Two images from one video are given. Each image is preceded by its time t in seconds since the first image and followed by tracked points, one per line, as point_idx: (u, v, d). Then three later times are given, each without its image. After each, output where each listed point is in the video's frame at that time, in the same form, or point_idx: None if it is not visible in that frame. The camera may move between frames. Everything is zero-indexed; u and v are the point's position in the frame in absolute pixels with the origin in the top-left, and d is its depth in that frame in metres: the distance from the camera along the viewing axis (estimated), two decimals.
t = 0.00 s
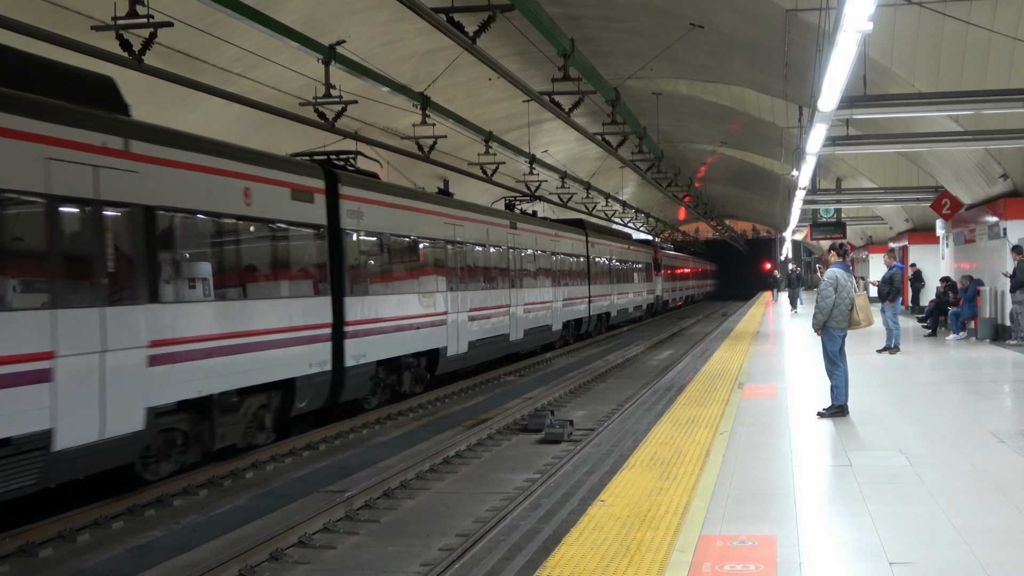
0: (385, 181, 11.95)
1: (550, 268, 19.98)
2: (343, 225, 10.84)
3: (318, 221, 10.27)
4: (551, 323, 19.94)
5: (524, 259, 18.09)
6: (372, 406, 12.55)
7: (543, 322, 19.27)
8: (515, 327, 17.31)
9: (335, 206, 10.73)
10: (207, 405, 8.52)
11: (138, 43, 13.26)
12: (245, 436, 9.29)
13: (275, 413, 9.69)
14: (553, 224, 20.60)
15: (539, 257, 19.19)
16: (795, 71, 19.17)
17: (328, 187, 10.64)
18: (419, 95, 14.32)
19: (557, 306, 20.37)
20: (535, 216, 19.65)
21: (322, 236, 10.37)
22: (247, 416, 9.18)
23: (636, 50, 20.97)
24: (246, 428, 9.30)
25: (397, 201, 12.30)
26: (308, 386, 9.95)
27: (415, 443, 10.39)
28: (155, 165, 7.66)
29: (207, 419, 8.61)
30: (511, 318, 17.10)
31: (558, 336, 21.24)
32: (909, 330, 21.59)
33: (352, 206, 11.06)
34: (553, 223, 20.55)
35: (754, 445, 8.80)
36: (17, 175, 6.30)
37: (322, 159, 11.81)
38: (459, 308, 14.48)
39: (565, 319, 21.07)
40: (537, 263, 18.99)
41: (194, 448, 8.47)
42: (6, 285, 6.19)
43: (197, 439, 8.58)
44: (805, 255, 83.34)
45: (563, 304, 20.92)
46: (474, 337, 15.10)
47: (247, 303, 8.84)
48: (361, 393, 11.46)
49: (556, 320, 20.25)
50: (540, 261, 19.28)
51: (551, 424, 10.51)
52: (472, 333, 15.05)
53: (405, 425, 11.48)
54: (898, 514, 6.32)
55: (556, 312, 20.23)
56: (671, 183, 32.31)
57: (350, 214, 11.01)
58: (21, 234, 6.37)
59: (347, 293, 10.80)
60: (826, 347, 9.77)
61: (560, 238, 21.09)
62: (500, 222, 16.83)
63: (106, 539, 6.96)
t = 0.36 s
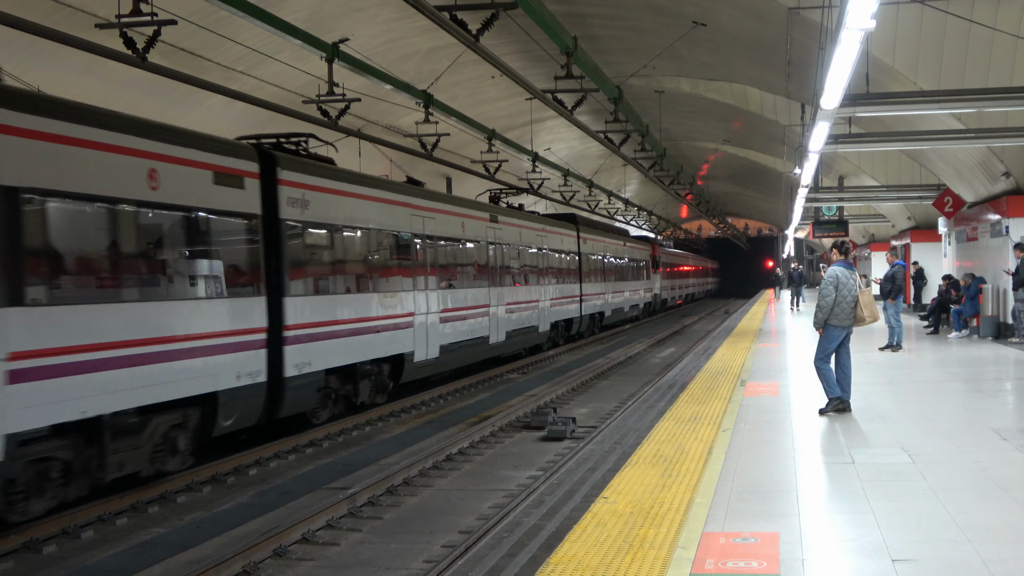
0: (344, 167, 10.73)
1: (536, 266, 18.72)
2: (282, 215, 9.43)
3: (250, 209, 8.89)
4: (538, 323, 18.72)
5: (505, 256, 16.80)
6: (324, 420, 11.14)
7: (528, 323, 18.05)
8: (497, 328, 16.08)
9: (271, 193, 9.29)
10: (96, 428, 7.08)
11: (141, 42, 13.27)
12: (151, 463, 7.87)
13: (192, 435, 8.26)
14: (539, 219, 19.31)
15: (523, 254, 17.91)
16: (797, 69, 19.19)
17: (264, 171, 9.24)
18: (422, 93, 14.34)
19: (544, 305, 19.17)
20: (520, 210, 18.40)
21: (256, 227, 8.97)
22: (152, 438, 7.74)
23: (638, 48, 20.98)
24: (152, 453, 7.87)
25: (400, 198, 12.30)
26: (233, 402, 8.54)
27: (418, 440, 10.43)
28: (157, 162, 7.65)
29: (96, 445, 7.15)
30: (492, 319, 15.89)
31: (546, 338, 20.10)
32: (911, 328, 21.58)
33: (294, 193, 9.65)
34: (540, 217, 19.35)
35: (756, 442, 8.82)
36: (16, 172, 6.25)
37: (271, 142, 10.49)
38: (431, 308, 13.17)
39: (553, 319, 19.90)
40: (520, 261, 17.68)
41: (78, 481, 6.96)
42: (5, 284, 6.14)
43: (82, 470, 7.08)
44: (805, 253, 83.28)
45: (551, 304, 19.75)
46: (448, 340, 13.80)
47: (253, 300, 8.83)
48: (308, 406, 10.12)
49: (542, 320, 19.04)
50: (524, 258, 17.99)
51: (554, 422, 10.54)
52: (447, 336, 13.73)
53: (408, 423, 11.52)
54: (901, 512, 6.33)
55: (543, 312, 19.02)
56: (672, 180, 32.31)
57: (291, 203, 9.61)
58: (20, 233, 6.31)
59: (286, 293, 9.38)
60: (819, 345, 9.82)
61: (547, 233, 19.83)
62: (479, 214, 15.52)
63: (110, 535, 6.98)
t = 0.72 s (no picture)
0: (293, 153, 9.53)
1: (519, 264, 17.41)
2: (201, 204, 8.11)
3: (160, 197, 7.61)
4: (522, 325, 17.46)
5: (483, 254, 15.51)
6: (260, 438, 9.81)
7: (512, 325, 16.81)
8: (474, 331, 14.82)
9: (188, 177, 7.98)
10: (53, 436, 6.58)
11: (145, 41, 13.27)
12: (21, 500, 6.54)
13: (78, 465, 6.94)
14: (523, 213, 17.98)
15: (505, 252, 16.62)
16: (800, 67, 19.18)
17: (181, 153, 7.93)
18: (425, 91, 14.34)
19: (529, 306, 17.91)
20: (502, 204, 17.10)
21: (167, 218, 7.69)
22: (22, 470, 6.47)
23: (641, 46, 20.97)
24: (23, 488, 6.54)
25: (400, 196, 12.24)
26: (134, 424, 7.25)
27: (420, 439, 10.43)
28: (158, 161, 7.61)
29: None
30: (469, 321, 14.61)
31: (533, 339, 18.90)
32: (914, 327, 21.55)
33: (218, 178, 8.31)
34: (524, 212, 18.05)
35: (758, 441, 8.82)
36: (22, 171, 6.30)
37: (204, 124, 9.25)
38: (395, 309, 11.86)
39: (540, 320, 18.65)
40: (500, 259, 16.34)
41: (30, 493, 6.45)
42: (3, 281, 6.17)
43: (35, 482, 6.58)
44: (807, 251, 83.22)
45: (537, 304, 18.50)
46: (416, 346, 12.50)
47: (252, 299, 8.76)
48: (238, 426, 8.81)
49: (528, 322, 17.79)
50: (506, 255, 16.69)
51: (556, 420, 10.55)
52: (413, 342, 12.40)
53: (410, 421, 11.52)
54: (903, 511, 6.32)
55: (528, 313, 17.76)
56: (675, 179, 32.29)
57: (216, 190, 8.30)
58: (19, 231, 6.32)
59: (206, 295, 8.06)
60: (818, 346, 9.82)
61: (533, 229, 18.54)
62: (453, 207, 14.22)
63: (112, 533, 6.99)
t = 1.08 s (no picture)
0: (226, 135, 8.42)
1: (495, 261, 16.21)
2: (93, 189, 6.90)
3: (36, 180, 6.41)
4: (501, 328, 16.38)
5: (457, 251, 14.24)
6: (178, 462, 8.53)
7: (490, 328, 15.72)
8: (447, 335, 13.66)
9: (75, 159, 6.78)
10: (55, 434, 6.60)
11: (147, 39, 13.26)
12: None
13: None
14: (502, 207, 16.76)
15: (481, 250, 15.43)
16: (801, 66, 19.19)
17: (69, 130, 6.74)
18: (426, 90, 14.32)
19: (509, 307, 16.81)
20: (481, 197, 15.89)
21: (50, 205, 6.53)
22: None
23: (642, 45, 20.97)
24: None
25: (401, 195, 12.24)
26: None
27: (421, 437, 10.44)
28: (166, 160, 7.70)
29: None
30: (442, 324, 13.50)
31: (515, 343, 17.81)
32: (914, 326, 21.55)
33: (115, 159, 7.12)
34: (504, 206, 16.87)
35: (757, 440, 8.81)
36: (27, 171, 6.34)
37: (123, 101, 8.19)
38: (349, 312, 10.61)
39: (522, 322, 17.57)
40: (475, 258, 15.09)
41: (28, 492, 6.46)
42: (11, 282, 6.19)
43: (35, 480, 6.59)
44: (807, 249, 83.10)
45: (519, 305, 17.44)
46: (376, 353, 11.24)
47: (256, 296, 8.81)
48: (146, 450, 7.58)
49: (507, 324, 16.71)
50: (482, 254, 15.49)
51: (557, 419, 10.56)
52: (372, 349, 11.13)
53: (411, 419, 11.52)
54: (904, 510, 6.32)
55: (507, 315, 16.67)
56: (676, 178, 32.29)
57: (115, 175, 7.11)
58: (26, 231, 6.36)
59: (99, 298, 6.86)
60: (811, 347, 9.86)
61: (514, 225, 17.42)
62: (421, 199, 12.94)
63: (113, 531, 7.00)
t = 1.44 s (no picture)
0: (143, 111, 7.41)
1: (471, 260, 14.96)
2: None
3: None
4: (479, 332, 15.21)
5: (426, 248, 13.02)
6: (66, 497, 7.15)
7: (465, 332, 14.53)
8: (414, 340, 12.44)
9: None
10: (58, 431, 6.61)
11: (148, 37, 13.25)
12: None
13: None
14: (480, 201, 15.55)
15: (455, 248, 14.19)
16: (802, 67, 19.19)
17: None
18: (427, 89, 14.33)
19: (488, 309, 15.63)
20: (456, 190, 14.72)
21: None
22: None
23: (644, 45, 20.97)
24: None
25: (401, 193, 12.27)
26: None
27: (421, 436, 10.44)
28: (167, 159, 7.69)
29: None
30: (409, 328, 12.34)
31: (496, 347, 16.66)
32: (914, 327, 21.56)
33: None
34: (483, 200, 15.67)
35: (757, 440, 8.82)
36: (29, 170, 6.33)
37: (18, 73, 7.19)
38: (292, 315, 9.42)
39: (504, 325, 16.42)
40: (447, 256, 13.84)
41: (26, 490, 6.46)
42: (8, 279, 6.14)
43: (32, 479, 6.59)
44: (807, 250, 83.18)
45: (500, 307, 16.28)
46: (327, 361, 10.05)
47: (256, 294, 8.82)
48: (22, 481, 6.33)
49: (487, 327, 15.56)
50: (457, 251, 14.27)
51: (556, 419, 10.57)
52: (321, 358, 9.91)
53: (411, 418, 11.53)
54: (903, 511, 6.33)
55: (486, 318, 15.50)
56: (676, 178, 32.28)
57: None
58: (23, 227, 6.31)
59: None
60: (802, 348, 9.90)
61: (495, 222, 16.23)
62: (410, 196, 12.58)
63: (112, 529, 7.00)
